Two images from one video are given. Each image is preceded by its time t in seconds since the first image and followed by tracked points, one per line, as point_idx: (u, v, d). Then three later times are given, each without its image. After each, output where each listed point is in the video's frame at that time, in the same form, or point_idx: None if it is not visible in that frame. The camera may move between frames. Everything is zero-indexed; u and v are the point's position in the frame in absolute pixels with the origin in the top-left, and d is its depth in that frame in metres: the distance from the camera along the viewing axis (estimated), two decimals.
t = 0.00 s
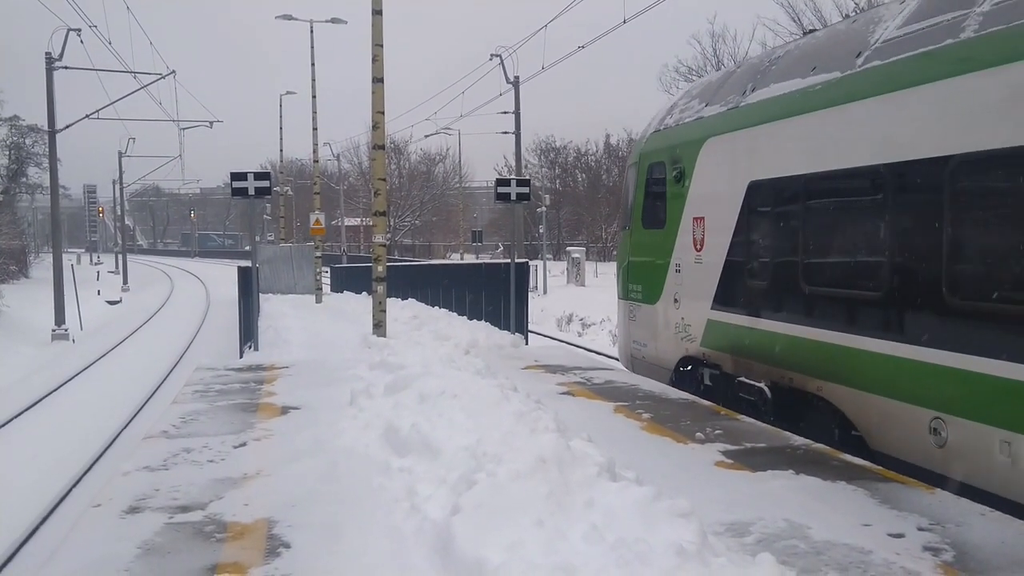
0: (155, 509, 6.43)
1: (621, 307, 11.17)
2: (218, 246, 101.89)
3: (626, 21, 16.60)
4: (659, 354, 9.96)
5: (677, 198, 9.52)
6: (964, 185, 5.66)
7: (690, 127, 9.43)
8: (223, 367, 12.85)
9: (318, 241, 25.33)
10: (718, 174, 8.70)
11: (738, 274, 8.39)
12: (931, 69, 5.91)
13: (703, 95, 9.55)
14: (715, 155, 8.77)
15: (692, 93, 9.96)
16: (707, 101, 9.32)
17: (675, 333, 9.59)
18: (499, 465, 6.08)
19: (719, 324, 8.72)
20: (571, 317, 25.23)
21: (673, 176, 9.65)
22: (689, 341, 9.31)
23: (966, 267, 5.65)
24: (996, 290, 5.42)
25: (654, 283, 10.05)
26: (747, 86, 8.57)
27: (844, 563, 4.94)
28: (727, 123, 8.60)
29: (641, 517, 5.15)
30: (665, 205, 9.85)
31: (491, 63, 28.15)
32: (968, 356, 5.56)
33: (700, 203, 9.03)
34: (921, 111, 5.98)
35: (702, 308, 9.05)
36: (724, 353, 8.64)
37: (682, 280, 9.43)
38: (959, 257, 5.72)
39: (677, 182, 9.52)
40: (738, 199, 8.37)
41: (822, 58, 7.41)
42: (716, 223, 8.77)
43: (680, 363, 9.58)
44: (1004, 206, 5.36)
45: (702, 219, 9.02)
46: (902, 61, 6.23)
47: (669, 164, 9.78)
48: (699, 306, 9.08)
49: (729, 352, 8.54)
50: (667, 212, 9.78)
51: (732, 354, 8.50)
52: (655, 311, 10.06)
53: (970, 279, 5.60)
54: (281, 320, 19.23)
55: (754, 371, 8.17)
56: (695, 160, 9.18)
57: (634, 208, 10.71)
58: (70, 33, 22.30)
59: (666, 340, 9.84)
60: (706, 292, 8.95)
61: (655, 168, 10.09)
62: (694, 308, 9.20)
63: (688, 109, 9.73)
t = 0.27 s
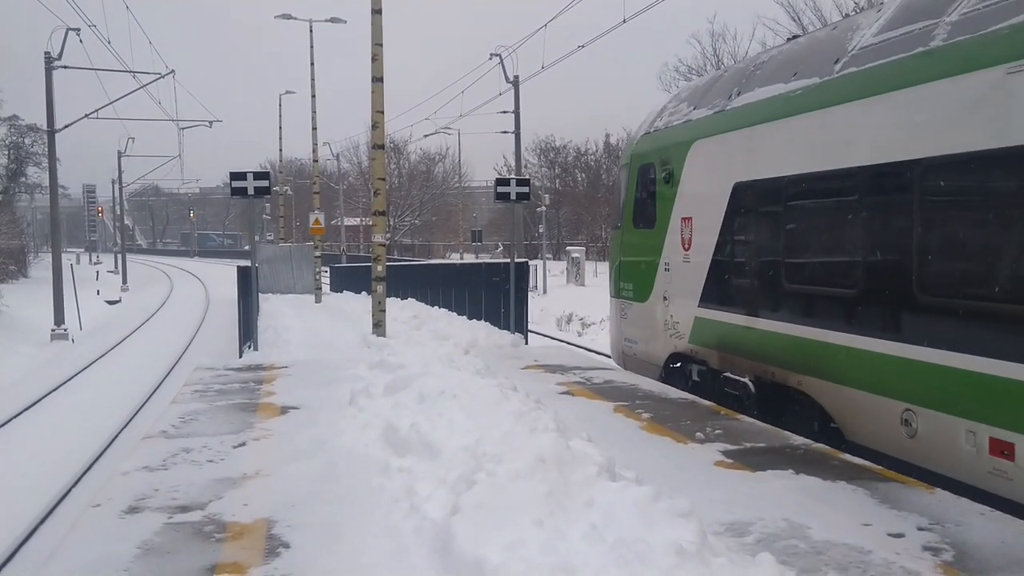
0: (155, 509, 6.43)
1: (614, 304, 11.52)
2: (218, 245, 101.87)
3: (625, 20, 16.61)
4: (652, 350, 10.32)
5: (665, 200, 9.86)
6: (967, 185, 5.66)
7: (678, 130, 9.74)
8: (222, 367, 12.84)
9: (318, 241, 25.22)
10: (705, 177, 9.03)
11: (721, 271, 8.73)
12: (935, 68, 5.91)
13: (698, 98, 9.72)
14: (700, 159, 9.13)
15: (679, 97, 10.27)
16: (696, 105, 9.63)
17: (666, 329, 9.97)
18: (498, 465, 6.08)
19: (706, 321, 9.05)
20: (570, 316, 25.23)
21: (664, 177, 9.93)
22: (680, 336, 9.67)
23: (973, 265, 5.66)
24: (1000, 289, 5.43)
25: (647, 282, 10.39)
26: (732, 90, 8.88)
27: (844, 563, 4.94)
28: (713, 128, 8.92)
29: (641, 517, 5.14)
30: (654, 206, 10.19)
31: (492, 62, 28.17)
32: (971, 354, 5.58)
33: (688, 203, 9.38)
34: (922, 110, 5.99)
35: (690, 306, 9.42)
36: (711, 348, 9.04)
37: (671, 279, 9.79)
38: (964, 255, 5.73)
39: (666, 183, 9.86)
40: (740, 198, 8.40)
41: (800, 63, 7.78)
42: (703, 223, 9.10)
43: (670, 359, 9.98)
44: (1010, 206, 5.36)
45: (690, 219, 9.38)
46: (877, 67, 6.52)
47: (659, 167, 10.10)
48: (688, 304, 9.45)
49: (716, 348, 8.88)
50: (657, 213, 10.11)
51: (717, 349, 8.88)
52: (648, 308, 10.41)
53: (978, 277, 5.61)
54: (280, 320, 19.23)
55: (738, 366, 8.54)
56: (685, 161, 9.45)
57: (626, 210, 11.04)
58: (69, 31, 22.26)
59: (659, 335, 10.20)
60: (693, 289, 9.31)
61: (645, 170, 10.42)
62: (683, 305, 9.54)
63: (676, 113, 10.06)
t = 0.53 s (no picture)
0: (154, 508, 6.42)
1: (606, 302, 11.65)
2: (217, 245, 101.82)
3: (626, 19, 16.59)
4: (642, 347, 10.45)
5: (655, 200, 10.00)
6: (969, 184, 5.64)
7: (668, 132, 9.90)
8: (222, 366, 12.83)
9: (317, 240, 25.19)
10: (693, 177, 9.18)
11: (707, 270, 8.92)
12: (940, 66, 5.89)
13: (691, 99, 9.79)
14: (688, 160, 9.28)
15: (669, 101, 10.43)
16: (686, 106, 9.79)
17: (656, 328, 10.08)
18: (498, 465, 6.07)
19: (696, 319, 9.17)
20: (570, 315, 25.21)
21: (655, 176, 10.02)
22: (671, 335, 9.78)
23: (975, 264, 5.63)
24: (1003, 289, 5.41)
25: (636, 281, 10.50)
26: (719, 93, 9.08)
27: (844, 562, 4.93)
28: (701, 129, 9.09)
29: (641, 516, 5.13)
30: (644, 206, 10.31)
31: (491, 61, 28.15)
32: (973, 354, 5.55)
33: (677, 204, 9.52)
34: (926, 109, 5.96)
35: (678, 305, 9.55)
36: (698, 346, 9.18)
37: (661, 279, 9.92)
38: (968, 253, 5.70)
39: (655, 183, 10.00)
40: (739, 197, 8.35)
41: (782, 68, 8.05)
42: (691, 222, 9.24)
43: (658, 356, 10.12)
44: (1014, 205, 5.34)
45: (678, 219, 9.51)
46: (858, 70, 6.75)
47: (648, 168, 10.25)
48: (676, 302, 9.58)
49: (703, 345, 9.04)
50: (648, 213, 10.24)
51: (704, 347, 9.02)
52: (637, 307, 10.51)
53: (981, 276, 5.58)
54: (280, 319, 19.21)
55: (726, 363, 8.64)
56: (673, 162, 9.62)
57: (616, 210, 11.15)
58: (69, 30, 22.24)
59: (648, 334, 10.30)
60: (682, 288, 9.44)
61: (635, 171, 10.54)
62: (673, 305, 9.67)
63: (665, 115, 10.25)
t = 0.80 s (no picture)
0: (155, 507, 6.43)
1: (597, 299, 11.86)
2: (217, 244, 101.81)
3: (626, 18, 16.60)
4: (630, 343, 10.71)
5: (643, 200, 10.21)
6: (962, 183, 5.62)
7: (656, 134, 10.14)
8: (222, 366, 12.83)
9: (317, 239, 25.19)
10: (681, 178, 9.39)
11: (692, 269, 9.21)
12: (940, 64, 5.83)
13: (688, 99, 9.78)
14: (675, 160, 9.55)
15: (657, 103, 10.68)
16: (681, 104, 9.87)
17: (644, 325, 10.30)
18: (498, 464, 6.08)
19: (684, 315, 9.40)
20: (571, 315, 25.20)
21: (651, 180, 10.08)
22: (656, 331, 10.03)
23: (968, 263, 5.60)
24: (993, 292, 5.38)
25: (626, 278, 10.74)
26: (704, 97, 9.27)
27: (843, 561, 4.94)
28: (687, 132, 9.33)
29: (641, 515, 5.14)
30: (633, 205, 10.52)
31: (492, 60, 28.15)
32: (970, 353, 5.52)
33: (665, 203, 9.76)
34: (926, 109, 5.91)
35: (665, 301, 9.80)
36: (683, 341, 9.47)
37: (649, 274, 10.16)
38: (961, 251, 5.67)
39: (644, 183, 10.23)
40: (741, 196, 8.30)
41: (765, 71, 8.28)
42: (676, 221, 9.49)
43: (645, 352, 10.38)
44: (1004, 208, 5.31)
45: (666, 218, 9.75)
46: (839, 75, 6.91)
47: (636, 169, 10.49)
48: (664, 299, 9.83)
49: (688, 340, 9.32)
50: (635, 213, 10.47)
51: (689, 342, 9.32)
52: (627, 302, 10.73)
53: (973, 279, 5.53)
54: (280, 318, 19.21)
55: (710, 357, 8.92)
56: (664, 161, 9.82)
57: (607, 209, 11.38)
58: (69, 30, 22.24)
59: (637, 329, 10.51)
60: (669, 284, 9.70)
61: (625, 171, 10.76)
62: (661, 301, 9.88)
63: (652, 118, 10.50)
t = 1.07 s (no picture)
0: (153, 506, 6.43)
1: (586, 295, 12.39)
2: (216, 242, 101.72)
3: (625, 17, 16.57)
4: (618, 338, 11.22)
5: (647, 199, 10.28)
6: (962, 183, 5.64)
7: (643, 136, 10.49)
8: (220, 364, 12.82)
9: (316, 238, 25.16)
10: (665, 180, 9.85)
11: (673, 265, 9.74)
12: (942, 61, 5.81)
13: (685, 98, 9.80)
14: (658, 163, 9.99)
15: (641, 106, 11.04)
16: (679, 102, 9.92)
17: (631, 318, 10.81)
18: (497, 462, 6.08)
19: (684, 314, 9.52)
20: (570, 314, 25.17)
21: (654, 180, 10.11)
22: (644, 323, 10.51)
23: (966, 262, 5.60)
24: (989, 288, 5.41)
25: (614, 275, 11.24)
26: (686, 101, 9.70)
27: (841, 559, 4.95)
28: (671, 134, 9.74)
29: (640, 513, 5.15)
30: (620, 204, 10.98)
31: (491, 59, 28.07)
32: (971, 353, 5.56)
33: (647, 203, 10.27)
34: (929, 107, 5.91)
35: (650, 296, 10.33)
36: (666, 334, 9.98)
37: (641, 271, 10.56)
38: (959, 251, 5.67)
39: (628, 185, 10.76)
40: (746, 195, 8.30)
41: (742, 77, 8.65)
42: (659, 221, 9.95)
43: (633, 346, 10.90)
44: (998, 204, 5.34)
45: (649, 217, 10.27)
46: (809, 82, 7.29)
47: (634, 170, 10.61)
48: (648, 294, 10.36)
49: (670, 335, 9.83)
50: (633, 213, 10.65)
51: (672, 335, 9.82)
52: (614, 297, 11.25)
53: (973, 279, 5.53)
54: (279, 317, 19.19)
55: (691, 350, 9.44)
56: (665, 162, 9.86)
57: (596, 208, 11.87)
58: (66, 28, 22.19)
59: (624, 322, 11.05)
60: (653, 281, 10.21)
61: (611, 173, 11.21)
62: (647, 295, 10.38)
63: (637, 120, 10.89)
